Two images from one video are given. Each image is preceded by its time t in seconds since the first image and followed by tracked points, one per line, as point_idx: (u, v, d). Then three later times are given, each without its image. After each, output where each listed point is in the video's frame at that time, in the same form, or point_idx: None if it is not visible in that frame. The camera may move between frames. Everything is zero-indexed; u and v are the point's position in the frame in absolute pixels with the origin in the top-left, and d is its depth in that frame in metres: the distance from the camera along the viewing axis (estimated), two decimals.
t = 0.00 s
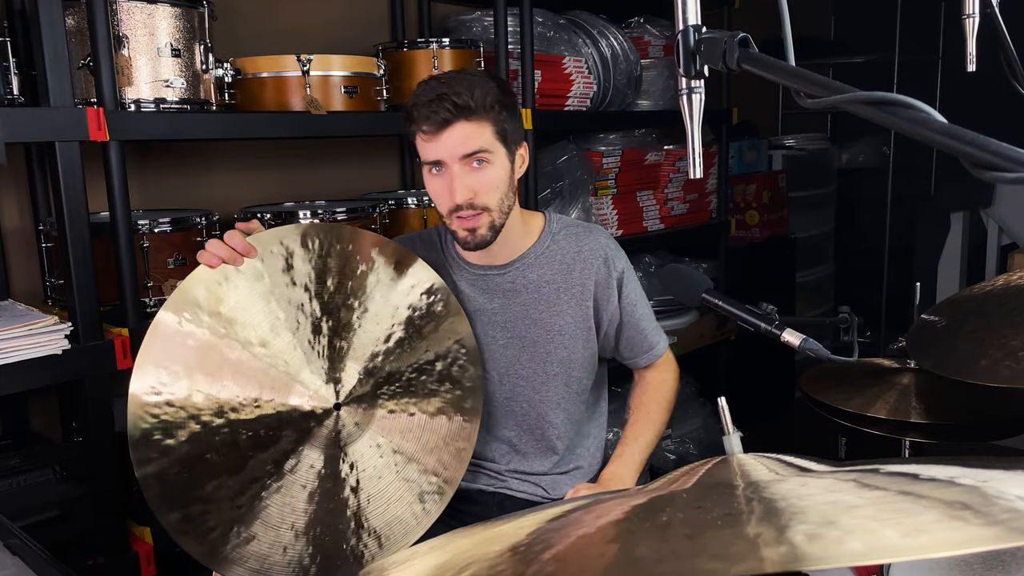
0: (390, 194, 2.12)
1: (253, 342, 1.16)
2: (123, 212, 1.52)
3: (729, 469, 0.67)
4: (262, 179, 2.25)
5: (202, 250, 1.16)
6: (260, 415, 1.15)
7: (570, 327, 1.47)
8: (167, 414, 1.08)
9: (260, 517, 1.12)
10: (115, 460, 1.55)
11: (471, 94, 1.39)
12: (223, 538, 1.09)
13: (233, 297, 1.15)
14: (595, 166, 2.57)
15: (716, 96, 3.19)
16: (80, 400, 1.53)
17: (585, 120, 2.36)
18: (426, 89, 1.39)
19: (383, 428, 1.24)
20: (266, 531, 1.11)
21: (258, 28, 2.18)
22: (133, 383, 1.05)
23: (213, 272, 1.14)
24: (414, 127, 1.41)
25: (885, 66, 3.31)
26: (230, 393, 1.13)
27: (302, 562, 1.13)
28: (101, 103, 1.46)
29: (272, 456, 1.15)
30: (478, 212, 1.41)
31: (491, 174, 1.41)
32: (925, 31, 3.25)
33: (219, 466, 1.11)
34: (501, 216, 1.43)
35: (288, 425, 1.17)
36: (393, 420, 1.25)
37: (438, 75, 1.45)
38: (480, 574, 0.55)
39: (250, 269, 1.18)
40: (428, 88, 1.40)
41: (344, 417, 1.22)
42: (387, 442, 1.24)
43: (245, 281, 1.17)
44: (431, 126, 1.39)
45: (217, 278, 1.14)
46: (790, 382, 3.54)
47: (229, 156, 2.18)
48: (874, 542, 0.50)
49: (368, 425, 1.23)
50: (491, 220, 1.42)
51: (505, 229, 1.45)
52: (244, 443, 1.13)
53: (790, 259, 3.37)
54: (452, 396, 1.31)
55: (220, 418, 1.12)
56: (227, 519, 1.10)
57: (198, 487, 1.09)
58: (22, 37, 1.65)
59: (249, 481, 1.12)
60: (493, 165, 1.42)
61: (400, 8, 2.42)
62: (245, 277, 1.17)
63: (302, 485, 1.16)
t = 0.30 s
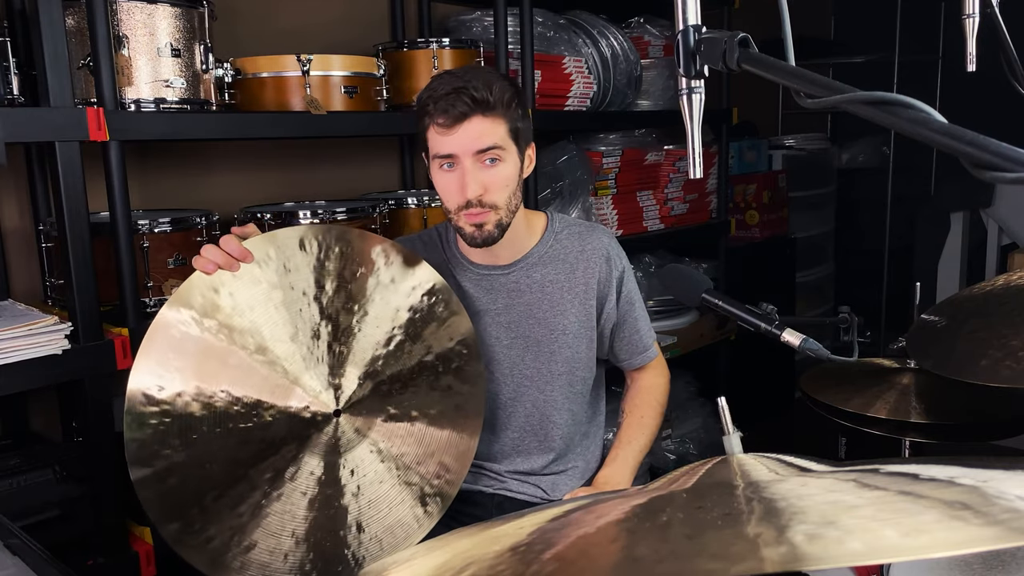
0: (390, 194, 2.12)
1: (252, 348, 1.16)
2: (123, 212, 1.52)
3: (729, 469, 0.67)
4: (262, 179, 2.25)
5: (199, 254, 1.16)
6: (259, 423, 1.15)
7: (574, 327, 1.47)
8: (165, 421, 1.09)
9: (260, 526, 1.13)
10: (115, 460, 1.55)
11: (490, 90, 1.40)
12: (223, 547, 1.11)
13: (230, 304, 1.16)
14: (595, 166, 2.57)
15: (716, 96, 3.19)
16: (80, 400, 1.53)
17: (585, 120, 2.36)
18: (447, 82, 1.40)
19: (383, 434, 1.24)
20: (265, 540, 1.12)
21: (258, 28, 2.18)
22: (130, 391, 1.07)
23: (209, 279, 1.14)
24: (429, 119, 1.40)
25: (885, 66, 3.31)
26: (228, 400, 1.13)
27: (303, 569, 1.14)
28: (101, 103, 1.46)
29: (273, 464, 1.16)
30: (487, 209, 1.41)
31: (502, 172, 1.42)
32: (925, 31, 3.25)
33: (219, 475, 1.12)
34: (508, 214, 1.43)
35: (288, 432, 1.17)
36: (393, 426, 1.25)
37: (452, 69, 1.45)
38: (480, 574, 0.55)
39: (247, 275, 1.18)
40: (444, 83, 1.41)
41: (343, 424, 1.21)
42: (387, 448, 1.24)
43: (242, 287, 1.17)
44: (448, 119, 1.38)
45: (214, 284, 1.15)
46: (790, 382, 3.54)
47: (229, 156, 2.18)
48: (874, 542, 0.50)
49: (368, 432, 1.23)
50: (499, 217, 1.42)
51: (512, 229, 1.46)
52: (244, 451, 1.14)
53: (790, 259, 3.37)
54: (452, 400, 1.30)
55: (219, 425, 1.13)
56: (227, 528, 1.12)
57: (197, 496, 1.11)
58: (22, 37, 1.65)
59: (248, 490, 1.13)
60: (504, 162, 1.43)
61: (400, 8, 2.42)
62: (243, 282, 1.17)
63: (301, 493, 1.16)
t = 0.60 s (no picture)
0: (390, 194, 2.12)
1: (265, 341, 1.16)
2: (123, 212, 1.53)
3: (729, 469, 0.67)
4: (262, 179, 2.25)
5: (219, 245, 1.16)
6: (270, 414, 1.15)
7: (573, 324, 1.47)
8: (177, 408, 1.08)
9: (265, 519, 1.12)
10: (115, 460, 1.55)
11: (512, 80, 1.43)
12: (228, 538, 1.10)
13: (244, 296, 1.15)
14: (595, 166, 2.57)
15: (716, 96, 3.19)
16: (80, 399, 1.53)
17: (585, 120, 2.36)
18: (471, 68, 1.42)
19: (389, 432, 1.24)
20: (270, 533, 1.12)
21: (258, 28, 2.18)
22: (144, 377, 1.06)
23: (229, 269, 1.15)
24: (449, 104, 1.42)
25: (885, 66, 3.31)
26: (240, 391, 1.13)
27: (306, 563, 1.14)
28: (101, 103, 1.46)
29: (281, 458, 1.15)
30: (499, 197, 1.42)
31: (516, 162, 1.43)
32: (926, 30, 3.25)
33: (227, 466, 1.11)
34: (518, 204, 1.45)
35: (298, 426, 1.17)
36: (400, 424, 1.25)
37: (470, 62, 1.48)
38: (480, 573, 0.55)
39: (265, 268, 1.18)
40: (466, 70, 1.44)
41: (353, 419, 1.22)
42: (393, 446, 1.24)
43: (259, 279, 1.17)
44: (469, 105, 1.41)
45: (231, 274, 1.14)
46: (790, 382, 3.54)
47: (229, 156, 2.18)
48: (874, 542, 0.50)
49: (377, 428, 1.23)
50: (510, 206, 1.43)
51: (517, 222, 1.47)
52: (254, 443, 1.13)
53: (790, 259, 3.37)
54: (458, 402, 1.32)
55: (230, 415, 1.12)
56: (233, 518, 1.11)
57: (205, 486, 1.10)
58: (22, 37, 1.65)
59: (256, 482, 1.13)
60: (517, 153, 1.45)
61: (400, 8, 2.42)
62: (260, 274, 1.17)
63: (308, 489, 1.16)
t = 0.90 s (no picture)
0: (390, 194, 2.12)
1: (276, 341, 1.16)
2: (123, 212, 1.53)
3: (729, 469, 0.67)
4: (262, 179, 2.25)
5: (231, 242, 1.17)
6: (278, 413, 1.15)
7: (571, 318, 1.48)
8: (186, 405, 1.09)
9: (268, 517, 1.13)
10: (115, 460, 1.55)
11: (523, 79, 1.44)
12: (231, 535, 1.11)
13: (255, 295, 1.15)
14: (595, 166, 2.57)
15: (716, 96, 3.19)
16: (80, 400, 1.52)
17: (585, 120, 2.36)
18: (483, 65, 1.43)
19: (395, 432, 1.25)
20: (275, 531, 1.13)
21: (258, 28, 2.18)
22: (153, 374, 1.06)
23: (241, 266, 1.15)
24: (460, 97, 1.42)
25: (885, 66, 3.31)
26: (249, 389, 1.13)
27: (309, 562, 1.15)
28: (101, 103, 1.46)
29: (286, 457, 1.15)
30: (504, 194, 1.42)
31: (522, 161, 1.44)
32: (926, 31, 3.24)
33: (234, 464, 1.12)
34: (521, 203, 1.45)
35: (305, 424, 1.17)
36: (405, 425, 1.26)
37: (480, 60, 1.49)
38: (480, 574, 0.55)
39: (278, 266, 1.18)
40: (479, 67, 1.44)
41: (361, 419, 1.22)
42: (398, 446, 1.25)
43: (271, 277, 1.17)
44: (480, 100, 1.41)
45: (243, 272, 1.15)
46: (790, 382, 3.55)
47: (229, 156, 2.18)
48: (874, 542, 0.50)
49: (384, 426, 1.24)
50: (514, 203, 1.43)
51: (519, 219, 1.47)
52: (260, 442, 1.14)
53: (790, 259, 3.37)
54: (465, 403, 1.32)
55: (240, 413, 1.12)
56: (239, 515, 1.11)
57: (210, 484, 1.10)
58: (22, 37, 1.65)
59: (261, 479, 1.13)
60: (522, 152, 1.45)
61: (400, 8, 2.42)
62: (271, 273, 1.17)
63: (314, 489, 1.17)
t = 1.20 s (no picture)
0: (390, 194, 2.12)
1: (293, 335, 1.17)
2: (123, 212, 1.53)
3: (729, 469, 0.67)
4: (262, 179, 2.25)
5: (260, 233, 1.18)
6: (291, 407, 1.16)
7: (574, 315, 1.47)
8: (202, 392, 1.09)
9: (273, 511, 1.13)
10: (115, 460, 1.55)
11: (500, 85, 1.41)
12: (235, 526, 1.11)
13: (277, 288, 1.17)
14: (595, 166, 2.58)
15: (716, 96, 3.19)
16: (80, 400, 1.52)
17: (585, 120, 2.36)
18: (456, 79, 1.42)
19: (406, 433, 1.25)
20: (278, 524, 1.13)
21: (258, 28, 2.18)
22: (174, 358, 1.07)
23: (267, 258, 1.16)
24: (441, 113, 1.41)
25: (885, 66, 3.31)
26: (266, 382, 1.14)
27: (310, 558, 1.15)
28: (101, 103, 1.46)
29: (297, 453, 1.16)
30: (499, 202, 1.42)
31: (514, 166, 1.43)
32: (926, 31, 3.24)
33: (244, 457, 1.12)
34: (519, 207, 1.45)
35: (317, 421, 1.17)
36: (416, 426, 1.26)
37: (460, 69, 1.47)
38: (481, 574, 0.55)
39: (303, 261, 1.19)
40: (458, 79, 1.43)
41: (373, 418, 1.22)
42: (408, 446, 1.25)
43: (294, 272, 1.18)
44: (462, 113, 1.40)
45: (269, 264, 1.16)
46: (790, 382, 3.55)
47: (230, 157, 2.18)
48: (874, 542, 0.50)
49: (397, 425, 1.24)
50: (511, 211, 1.43)
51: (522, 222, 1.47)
52: (271, 436, 1.14)
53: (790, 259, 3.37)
54: (477, 402, 1.32)
55: (254, 404, 1.13)
56: (244, 506, 1.12)
57: (220, 474, 1.11)
58: (22, 37, 1.65)
59: (271, 472, 1.14)
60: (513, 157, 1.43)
61: (400, 8, 2.42)
62: (296, 267, 1.19)
63: (322, 485, 1.17)
